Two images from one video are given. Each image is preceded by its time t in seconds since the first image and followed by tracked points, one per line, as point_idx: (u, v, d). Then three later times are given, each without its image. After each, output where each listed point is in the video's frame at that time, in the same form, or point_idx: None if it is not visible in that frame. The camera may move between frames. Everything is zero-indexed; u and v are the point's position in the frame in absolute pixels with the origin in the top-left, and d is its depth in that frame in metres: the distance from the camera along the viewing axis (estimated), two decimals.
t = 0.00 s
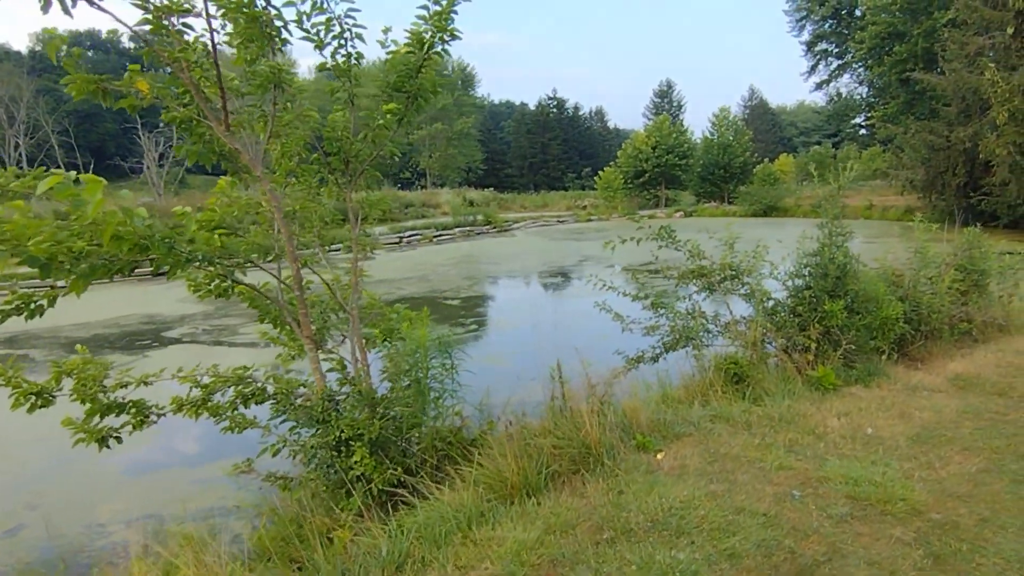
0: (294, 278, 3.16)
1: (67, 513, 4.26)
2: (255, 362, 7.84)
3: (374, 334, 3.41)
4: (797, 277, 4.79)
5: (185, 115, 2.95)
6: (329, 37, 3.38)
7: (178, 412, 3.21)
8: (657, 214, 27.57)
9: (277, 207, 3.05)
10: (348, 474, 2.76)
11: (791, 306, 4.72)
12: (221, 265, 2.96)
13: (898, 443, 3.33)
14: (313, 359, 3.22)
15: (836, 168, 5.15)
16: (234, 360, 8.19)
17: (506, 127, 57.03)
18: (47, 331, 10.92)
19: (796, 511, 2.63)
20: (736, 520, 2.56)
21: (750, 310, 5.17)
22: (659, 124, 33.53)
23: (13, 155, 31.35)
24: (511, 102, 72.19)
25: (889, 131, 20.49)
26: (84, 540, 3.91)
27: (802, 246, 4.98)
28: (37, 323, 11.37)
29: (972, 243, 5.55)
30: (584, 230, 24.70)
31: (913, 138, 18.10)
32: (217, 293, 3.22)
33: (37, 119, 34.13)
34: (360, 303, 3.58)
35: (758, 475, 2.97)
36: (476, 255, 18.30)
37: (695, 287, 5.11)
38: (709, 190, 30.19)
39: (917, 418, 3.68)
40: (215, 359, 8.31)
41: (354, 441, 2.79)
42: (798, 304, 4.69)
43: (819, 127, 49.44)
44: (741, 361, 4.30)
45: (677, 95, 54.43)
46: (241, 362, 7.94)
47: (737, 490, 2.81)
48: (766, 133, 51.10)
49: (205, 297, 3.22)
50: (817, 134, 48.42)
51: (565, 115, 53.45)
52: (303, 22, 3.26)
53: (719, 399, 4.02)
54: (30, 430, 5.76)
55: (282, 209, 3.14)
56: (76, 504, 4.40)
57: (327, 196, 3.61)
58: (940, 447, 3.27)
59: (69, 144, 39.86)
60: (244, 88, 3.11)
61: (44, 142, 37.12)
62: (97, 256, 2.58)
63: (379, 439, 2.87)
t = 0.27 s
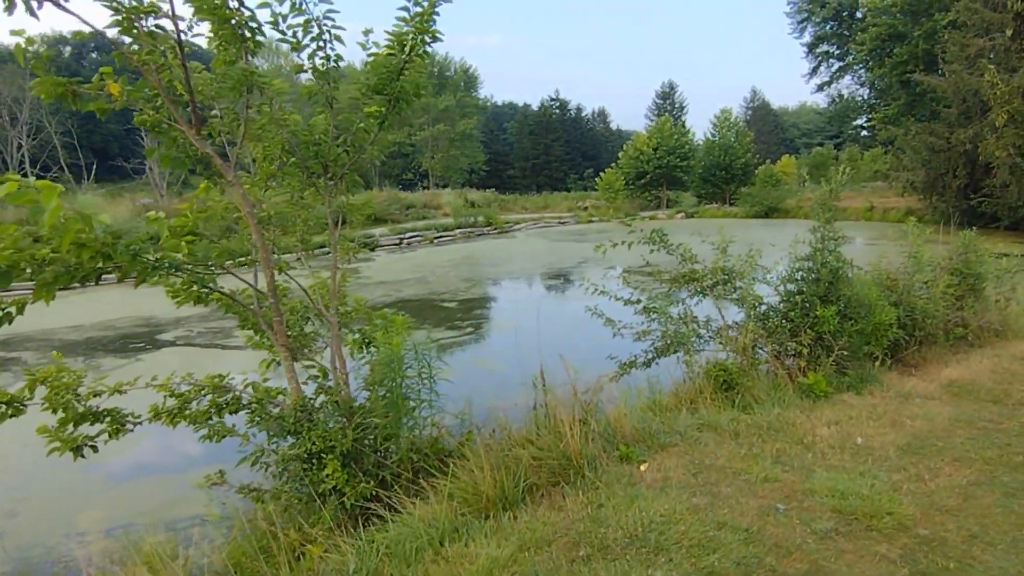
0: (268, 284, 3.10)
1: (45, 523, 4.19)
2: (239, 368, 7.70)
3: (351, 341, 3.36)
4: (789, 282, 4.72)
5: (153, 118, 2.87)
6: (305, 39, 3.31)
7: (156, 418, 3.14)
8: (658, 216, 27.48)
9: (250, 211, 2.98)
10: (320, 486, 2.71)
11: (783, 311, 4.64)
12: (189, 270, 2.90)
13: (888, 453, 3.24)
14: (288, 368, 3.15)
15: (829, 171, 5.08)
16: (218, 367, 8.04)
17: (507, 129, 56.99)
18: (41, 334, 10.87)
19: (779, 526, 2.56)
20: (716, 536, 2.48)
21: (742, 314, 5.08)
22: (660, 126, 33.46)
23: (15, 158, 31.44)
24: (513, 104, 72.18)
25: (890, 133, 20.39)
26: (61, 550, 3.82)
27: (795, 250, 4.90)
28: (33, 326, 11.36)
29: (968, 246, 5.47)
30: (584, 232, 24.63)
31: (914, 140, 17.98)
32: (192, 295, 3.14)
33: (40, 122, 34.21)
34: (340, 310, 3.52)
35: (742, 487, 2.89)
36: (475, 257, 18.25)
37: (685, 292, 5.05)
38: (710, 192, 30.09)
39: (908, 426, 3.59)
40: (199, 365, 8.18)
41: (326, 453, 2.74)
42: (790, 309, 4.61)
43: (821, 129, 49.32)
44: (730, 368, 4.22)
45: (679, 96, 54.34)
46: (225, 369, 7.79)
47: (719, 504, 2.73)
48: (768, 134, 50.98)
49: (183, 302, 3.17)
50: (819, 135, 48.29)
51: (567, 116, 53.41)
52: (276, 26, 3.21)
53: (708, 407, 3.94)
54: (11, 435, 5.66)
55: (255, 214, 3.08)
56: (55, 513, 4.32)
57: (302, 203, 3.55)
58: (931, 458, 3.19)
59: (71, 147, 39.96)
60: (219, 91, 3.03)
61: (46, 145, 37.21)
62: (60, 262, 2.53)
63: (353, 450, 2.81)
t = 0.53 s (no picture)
0: (246, 289, 3.00)
1: (24, 530, 4.04)
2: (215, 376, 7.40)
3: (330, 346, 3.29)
4: (784, 287, 4.63)
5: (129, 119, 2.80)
6: (285, 40, 3.24)
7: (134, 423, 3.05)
8: (657, 218, 27.42)
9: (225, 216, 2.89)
10: (294, 498, 2.62)
11: (778, 317, 4.55)
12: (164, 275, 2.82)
13: (883, 466, 3.15)
14: (265, 374, 3.06)
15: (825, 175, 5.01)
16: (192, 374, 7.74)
17: (507, 131, 56.98)
18: (33, 335, 10.78)
19: (769, 543, 2.46)
20: (703, 553, 2.39)
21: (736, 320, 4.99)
22: (659, 128, 33.40)
23: (13, 157, 31.36)
24: (513, 106, 72.12)
25: (890, 136, 20.31)
26: (38, 558, 3.69)
27: (790, 255, 4.82)
28: (24, 327, 11.26)
29: (967, 251, 5.38)
30: (583, 235, 24.56)
31: (914, 143, 17.91)
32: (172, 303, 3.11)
33: (38, 121, 34.12)
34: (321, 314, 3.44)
35: (732, 501, 2.80)
36: (472, 259, 18.17)
37: (678, 297, 4.96)
38: (709, 195, 30.02)
39: (905, 437, 3.51)
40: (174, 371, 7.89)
41: (301, 463, 2.65)
42: (784, 315, 4.52)
43: (821, 132, 49.27)
44: (722, 375, 4.13)
45: (679, 99, 54.31)
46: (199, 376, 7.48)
47: (707, 518, 2.64)
48: (768, 137, 50.97)
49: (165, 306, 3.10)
50: (819, 138, 48.26)
51: (566, 119, 53.38)
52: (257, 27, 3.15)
53: (700, 416, 3.86)
54: None
55: (233, 216, 3.00)
56: (33, 521, 4.17)
57: (286, 206, 3.52)
58: (928, 470, 3.10)
59: (70, 147, 39.90)
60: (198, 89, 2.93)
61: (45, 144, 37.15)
62: (30, 266, 2.45)
63: (329, 460, 2.73)
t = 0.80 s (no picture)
0: (221, 293, 2.90)
1: None
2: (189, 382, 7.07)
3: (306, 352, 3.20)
4: (778, 292, 4.53)
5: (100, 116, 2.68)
6: (266, 36, 3.14)
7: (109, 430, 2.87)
8: (655, 220, 27.35)
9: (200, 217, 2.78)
10: (264, 509, 2.53)
11: (771, 323, 4.46)
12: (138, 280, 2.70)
13: (876, 478, 3.06)
14: (239, 379, 2.95)
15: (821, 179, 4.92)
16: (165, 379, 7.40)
17: (506, 132, 56.94)
18: (22, 335, 10.64)
19: (757, 560, 2.37)
20: (688, 570, 2.30)
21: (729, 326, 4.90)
22: (658, 130, 33.34)
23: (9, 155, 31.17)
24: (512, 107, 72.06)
25: (889, 139, 20.25)
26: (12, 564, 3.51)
27: (784, 260, 4.73)
28: (15, 327, 11.11)
29: (965, 256, 5.30)
30: (581, 237, 24.47)
31: (912, 147, 17.85)
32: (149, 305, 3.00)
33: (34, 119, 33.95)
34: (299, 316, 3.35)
35: (719, 515, 2.71)
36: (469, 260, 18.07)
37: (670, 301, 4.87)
38: (708, 197, 29.96)
39: (899, 448, 3.42)
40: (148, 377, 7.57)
41: (272, 473, 2.55)
42: (778, 320, 4.43)
43: (820, 135, 49.27)
44: (713, 383, 4.03)
45: (678, 101, 54.32)
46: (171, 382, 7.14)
47: (693, 534, 2.55)
48: (767, 140, 50.98)
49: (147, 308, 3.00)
50: (817, 141, 48.28)
51: (566, 120, 53.34)
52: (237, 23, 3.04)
53: (690, 425, 3.77)
54: None
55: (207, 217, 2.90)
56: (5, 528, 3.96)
57: (269, 206, 3.46)
58: (922, 484, 3.01)
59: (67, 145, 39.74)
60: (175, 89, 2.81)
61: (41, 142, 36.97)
62: None
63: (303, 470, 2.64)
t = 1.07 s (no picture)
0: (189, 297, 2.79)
1: None
2: (165, 385, 6.85)
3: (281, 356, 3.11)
4: (767, 297, 4.46)
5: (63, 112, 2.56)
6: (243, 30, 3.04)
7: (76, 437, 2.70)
8: (650, 221, 27.32)
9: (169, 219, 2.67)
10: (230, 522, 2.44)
11: (760, 328, 4.39)
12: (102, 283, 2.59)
13: (863, 490, 2.99)
14: (210, 385, 2.85)
15: (809, 182, 4.86)
16: (141, 381, 7.18)
17: (502, 132, 56.84)
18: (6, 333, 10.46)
19: None
20: None
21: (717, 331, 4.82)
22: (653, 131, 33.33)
23: None
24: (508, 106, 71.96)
25: (883, 143, 20.27)
26: None
27: (773, 264, 4.66)
28: None
29: (955, 262, 5.26)
30: (576, 237, 24.41)
31: (905, 151, 17.87)
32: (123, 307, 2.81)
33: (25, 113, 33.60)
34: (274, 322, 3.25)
35: (701, 529, 2.63)
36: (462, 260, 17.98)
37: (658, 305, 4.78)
38: (703, 199, 29.97)
39: (887, 458, 3.35)
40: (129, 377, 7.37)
41: (239, 485, 2.46)
42: (767, 326, 4.36)
43: (814, 138, 49.41)
44: (700, 390, 3.96)
45: (674, 102, 54.38)
46: (147, 385, 6.92)
47: (673, 549, 2.48)
48: (762, 143, 51.10)
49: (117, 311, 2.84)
50: (812, 144, 48.41)
51: (562, 121, 53.28)
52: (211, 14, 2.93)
53: (675, 434, 3.69)
54: None
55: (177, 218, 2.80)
56: None
57: (248, 207, 3.36)
58: (909, 496, 2.94)
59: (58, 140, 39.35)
60: (143, 86, 2.68)
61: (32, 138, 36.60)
62: None
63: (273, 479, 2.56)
